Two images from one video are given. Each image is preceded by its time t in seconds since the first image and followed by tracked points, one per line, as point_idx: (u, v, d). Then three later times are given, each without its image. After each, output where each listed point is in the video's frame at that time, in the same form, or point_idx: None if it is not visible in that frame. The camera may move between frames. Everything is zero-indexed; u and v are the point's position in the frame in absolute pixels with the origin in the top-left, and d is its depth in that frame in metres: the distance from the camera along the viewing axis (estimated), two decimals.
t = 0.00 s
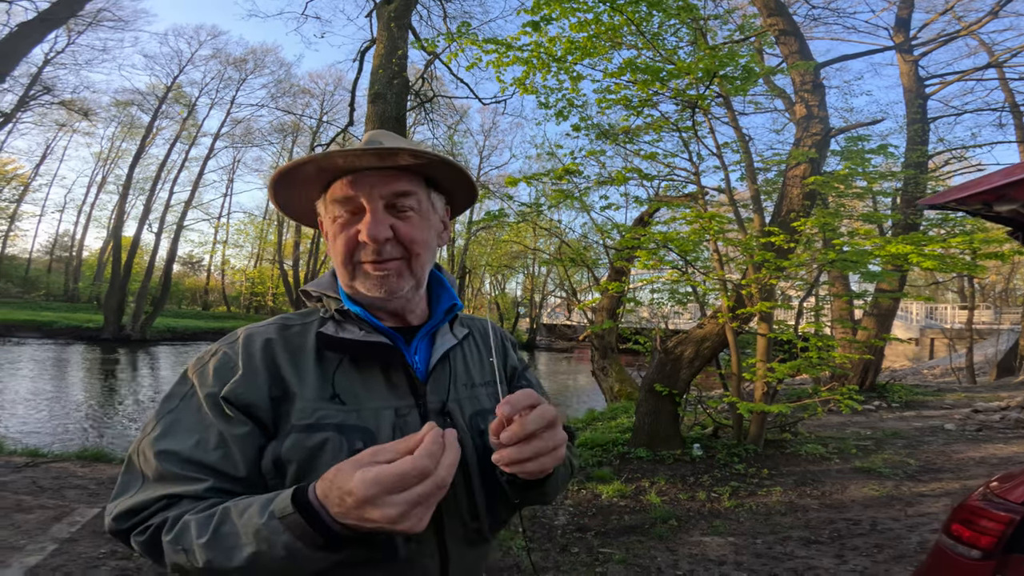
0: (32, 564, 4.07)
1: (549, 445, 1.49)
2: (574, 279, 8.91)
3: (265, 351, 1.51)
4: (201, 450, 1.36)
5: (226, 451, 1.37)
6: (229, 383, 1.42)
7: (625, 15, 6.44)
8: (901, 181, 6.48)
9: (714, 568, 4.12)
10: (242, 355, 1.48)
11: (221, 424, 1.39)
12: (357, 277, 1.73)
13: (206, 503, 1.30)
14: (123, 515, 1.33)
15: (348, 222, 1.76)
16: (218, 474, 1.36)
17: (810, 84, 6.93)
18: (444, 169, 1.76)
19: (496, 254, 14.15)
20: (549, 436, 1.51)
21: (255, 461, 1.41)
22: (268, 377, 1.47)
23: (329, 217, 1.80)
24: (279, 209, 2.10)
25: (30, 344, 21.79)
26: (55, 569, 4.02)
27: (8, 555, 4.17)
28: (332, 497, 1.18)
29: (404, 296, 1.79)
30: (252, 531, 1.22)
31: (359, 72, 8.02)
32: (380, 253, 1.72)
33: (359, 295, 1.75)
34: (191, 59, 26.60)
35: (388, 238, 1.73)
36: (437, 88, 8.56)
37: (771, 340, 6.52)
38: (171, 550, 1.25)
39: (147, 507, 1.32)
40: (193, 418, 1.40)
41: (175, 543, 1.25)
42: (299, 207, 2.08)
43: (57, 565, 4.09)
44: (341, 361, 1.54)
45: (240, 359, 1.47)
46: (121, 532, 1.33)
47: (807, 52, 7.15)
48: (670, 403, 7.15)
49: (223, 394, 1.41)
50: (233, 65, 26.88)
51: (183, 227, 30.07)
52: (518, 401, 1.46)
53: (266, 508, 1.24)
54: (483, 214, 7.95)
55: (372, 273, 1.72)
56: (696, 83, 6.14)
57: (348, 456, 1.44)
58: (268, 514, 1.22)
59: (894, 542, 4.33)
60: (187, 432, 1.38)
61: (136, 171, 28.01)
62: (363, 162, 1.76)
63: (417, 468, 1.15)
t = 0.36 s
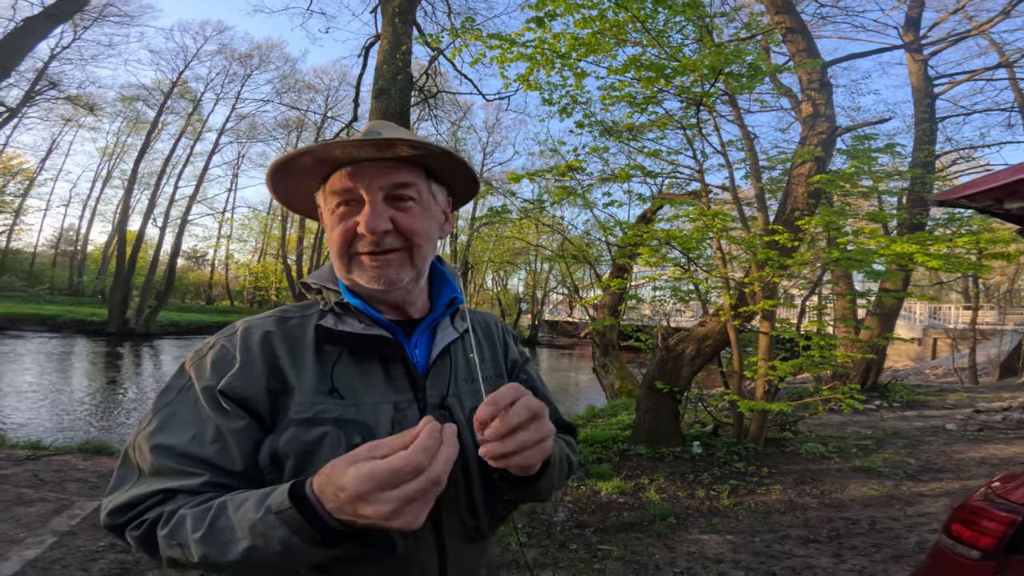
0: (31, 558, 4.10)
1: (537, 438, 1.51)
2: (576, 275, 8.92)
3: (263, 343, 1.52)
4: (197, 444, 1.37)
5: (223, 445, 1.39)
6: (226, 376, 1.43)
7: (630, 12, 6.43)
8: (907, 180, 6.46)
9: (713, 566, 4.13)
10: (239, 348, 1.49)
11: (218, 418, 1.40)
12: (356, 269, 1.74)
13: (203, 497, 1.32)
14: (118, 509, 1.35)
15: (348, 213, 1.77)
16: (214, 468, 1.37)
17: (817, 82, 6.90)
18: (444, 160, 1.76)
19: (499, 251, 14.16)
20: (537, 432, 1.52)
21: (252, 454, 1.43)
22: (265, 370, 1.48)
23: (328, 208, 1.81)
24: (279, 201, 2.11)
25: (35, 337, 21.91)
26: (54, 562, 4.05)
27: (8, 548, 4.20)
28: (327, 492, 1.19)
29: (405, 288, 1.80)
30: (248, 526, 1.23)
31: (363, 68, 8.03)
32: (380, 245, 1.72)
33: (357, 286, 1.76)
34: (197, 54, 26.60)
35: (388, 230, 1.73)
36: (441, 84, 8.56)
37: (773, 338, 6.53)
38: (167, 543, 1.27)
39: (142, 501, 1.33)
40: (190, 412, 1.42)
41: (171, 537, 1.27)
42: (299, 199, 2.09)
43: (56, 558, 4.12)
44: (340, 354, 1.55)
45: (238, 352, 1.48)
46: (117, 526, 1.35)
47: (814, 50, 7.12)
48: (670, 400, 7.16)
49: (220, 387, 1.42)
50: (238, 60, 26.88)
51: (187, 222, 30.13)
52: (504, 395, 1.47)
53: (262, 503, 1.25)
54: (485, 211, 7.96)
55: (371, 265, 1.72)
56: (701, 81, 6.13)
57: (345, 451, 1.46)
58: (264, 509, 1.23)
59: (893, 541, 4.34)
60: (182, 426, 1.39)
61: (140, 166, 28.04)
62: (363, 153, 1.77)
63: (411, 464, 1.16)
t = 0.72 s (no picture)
0: (29, 550, 4.13)
1: (550, 462, 1.46)
2: (576, 272, 8.93)
3: (270, 338, 1.54)
4: (197, 441, 1.40)
5: (224, 442, 1.41)
6: (230, 371, 1.45)
7: (635, 9, 6.44)
8: (911, 181, 6.45)
9: (708, 563, 4.16)
10: (245, 342, 1.51)
11: (219, 415, 1.42)
12: (367, 260, 1.76)
13: (202, 500, 1.34)
14: (117, 505, 1.38)
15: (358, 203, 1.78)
16: (214, 467, 1.40)
17: (824, 81, 6.83)
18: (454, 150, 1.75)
19: (500, 247, 14.18)
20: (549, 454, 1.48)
21: (254, 452, 1.45)
22: (270, 366, 1.50)
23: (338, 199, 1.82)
24: (291, 192, 2.14)
25: (36, 329, 21.97)
26: (52, 555, 4.08)
27: (6, 540, 4.24)
28: (333, 509, 1.21)
29: (417, 280, 1.82)
30: (247, 534, 1.26)
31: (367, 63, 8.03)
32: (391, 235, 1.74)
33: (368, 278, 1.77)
34: (201, 47, 26.55)
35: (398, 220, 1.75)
36: (444, 79, 8.56)
37: (773, 336, 6.55)
38: (165, 543, 1.30)
39: (140, 498, 1.37)
40: (193, 407, 1.44)
41: (168, 537, 1.30)
42: (311, 190, 2.12)
43: (53, 551, 4.16)
44: (348, 352, 1.57)
45: (244, 346, 1.50)
46: (115, 521, 1.39)
47: (821, 49, 7.10)
48: (669, 397, 7.18)
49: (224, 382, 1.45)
50: (242, 54, 26.83)
51: (190, 215, 30.15)
52: (522, 409, 1.46)
53: (263, 514, 1.27)
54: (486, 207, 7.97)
55: (381, 256, 1.74)
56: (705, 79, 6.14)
57: (348, 450, 1.48)
58: (265, 519, 1.26)
59: (887, 541, 4.36)
60: (184, 422, 1.42)
61: (143, 159, 28.04)
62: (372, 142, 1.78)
63: (427, 491, 1.17)
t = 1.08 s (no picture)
0: (27, 546, 4.15)
1: (563, 479, 1.47)
2: (577, 269, 8.94)
3: (277, 336, 1.54)
4: (197, 444, 1.39)
5: (226, 447, 1.40)
6: (233, 374, 1.45)
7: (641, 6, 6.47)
8: (914, 181, 6.45)
9: (706, 561, 4.18)
10: (250, 341, 1.50)
11: (221, 418, 1.42)
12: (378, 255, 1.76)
13: (206, 511, 1.33)
14: (114, 510, 1.37)
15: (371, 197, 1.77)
16: (215, 473, 1.39)
17: (830, 80, 6.89)
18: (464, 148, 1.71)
19: (501, 243, 14.17)
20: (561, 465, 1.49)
21: (257, 458, 1.44)
22: (275, 367, 1.50)
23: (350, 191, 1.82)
24: (308, 182, 2.15)
25: (36, 322, 21.98)
26: (50, 551, 4.10)
27: (4, 536, 4.25)
28: (354, 529, 1.22)
29: (431, 277, 1.83)
30: (257, 551, 1.26)
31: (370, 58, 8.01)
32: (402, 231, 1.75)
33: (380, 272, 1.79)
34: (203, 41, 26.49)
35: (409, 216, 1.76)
36: (447, 75, 8.55)
37: (774, 335, 6.56)
38: (167, 554, 1.30)
39: (138, 504, 1.36)
40: (194, 409, 1.44)
41: (170, 548, 1.29)
42: (327, 180, 2.13)
43: (52, 547, 4.17)
44: (357, 353, 1.57)
45: (249, 345, 1.49)
46: (112, 527, 1.38)
47: (829, 48, 7.06)
48: (669, 395, 7.20)
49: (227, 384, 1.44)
50: (245, 48, 26.77)
51: (191, 209, 30.13)
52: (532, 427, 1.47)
53: (274, 531, 1.27)
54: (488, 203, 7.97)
55: (394, 252, 1.74)
56: (710, 76, 6.13)
57: (356, 457, 1.48)
58: (276, 537, 1.25)
59: (885, 540, 4.38)
60: (184, 425, 1.41)
61: (145, 152, 27.99)
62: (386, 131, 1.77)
63: (457, 513, 1.18)
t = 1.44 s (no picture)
0: (31, 547, 4.10)
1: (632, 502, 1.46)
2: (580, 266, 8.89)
3: (300, 341, 1.32)
4: (215, 461, 1.24)
5: (246, 466, 1.24)
6: (253, 386, 1.26)
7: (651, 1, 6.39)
8: (924, 179, 6.39)
9: (718, 560, 4.12)
10: (272, 349, 1.29)
11: (241, 434, 1.25)
12: (478, 291, 1.39)
13: (230, 533, 1.19)
14: (131, 529, 1.25)
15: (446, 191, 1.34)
16: (238, 492, 1.24)
17: (841, 78, 6.76)
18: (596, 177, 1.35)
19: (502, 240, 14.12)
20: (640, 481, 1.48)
21: (283, 477, 1.27)
22: (299, 375, 1.29)
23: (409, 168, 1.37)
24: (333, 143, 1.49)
25: (38, 318, 22.01)
26: (54, 553, 4.04)
27: (8, 538, 4.20)
28: (393, 562, 1.06)
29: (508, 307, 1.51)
30: None
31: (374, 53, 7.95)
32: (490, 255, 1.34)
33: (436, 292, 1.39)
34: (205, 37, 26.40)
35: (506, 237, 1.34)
36: (451, 70, 8.47)
37: (783, 333, 6.48)
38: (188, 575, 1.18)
39: (156, 523, 1.24)
40: (212, 422, 1.27)
41: (192, 569, 1.17)
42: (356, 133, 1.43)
43: (56, 549, 4.11)
44: (391, 358, 1.34)
45: (270, 350, 1.29)
46: (134, 543, 1.27)
47: (840, 45, 6.96)
48: (675, 392, 7.14)
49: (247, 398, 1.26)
50: (246, 45, 26.68)
51: (192, 205, 30.11)
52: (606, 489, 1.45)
53: (302, 562, 1.11)
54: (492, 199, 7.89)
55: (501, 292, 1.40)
56: (720, 73, 6.06)
57: (395, 474, 1.29)
58: (306, 568, 1.10)
59: (898, 539, 4.32)
60: (201, 440, 1.26)
61: (147, 149, 27.95)
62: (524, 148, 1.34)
63: (507, 535, 1.08)
